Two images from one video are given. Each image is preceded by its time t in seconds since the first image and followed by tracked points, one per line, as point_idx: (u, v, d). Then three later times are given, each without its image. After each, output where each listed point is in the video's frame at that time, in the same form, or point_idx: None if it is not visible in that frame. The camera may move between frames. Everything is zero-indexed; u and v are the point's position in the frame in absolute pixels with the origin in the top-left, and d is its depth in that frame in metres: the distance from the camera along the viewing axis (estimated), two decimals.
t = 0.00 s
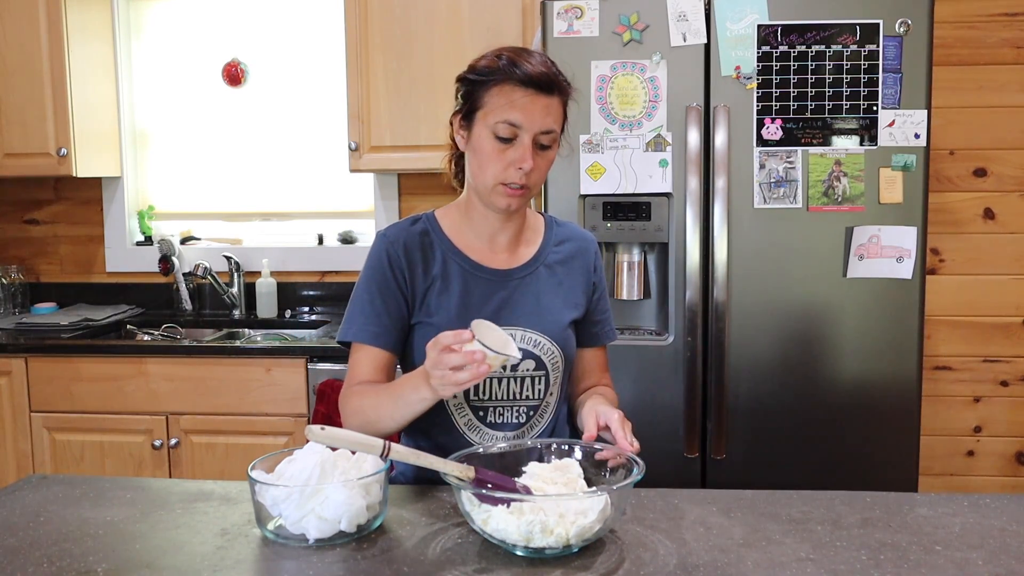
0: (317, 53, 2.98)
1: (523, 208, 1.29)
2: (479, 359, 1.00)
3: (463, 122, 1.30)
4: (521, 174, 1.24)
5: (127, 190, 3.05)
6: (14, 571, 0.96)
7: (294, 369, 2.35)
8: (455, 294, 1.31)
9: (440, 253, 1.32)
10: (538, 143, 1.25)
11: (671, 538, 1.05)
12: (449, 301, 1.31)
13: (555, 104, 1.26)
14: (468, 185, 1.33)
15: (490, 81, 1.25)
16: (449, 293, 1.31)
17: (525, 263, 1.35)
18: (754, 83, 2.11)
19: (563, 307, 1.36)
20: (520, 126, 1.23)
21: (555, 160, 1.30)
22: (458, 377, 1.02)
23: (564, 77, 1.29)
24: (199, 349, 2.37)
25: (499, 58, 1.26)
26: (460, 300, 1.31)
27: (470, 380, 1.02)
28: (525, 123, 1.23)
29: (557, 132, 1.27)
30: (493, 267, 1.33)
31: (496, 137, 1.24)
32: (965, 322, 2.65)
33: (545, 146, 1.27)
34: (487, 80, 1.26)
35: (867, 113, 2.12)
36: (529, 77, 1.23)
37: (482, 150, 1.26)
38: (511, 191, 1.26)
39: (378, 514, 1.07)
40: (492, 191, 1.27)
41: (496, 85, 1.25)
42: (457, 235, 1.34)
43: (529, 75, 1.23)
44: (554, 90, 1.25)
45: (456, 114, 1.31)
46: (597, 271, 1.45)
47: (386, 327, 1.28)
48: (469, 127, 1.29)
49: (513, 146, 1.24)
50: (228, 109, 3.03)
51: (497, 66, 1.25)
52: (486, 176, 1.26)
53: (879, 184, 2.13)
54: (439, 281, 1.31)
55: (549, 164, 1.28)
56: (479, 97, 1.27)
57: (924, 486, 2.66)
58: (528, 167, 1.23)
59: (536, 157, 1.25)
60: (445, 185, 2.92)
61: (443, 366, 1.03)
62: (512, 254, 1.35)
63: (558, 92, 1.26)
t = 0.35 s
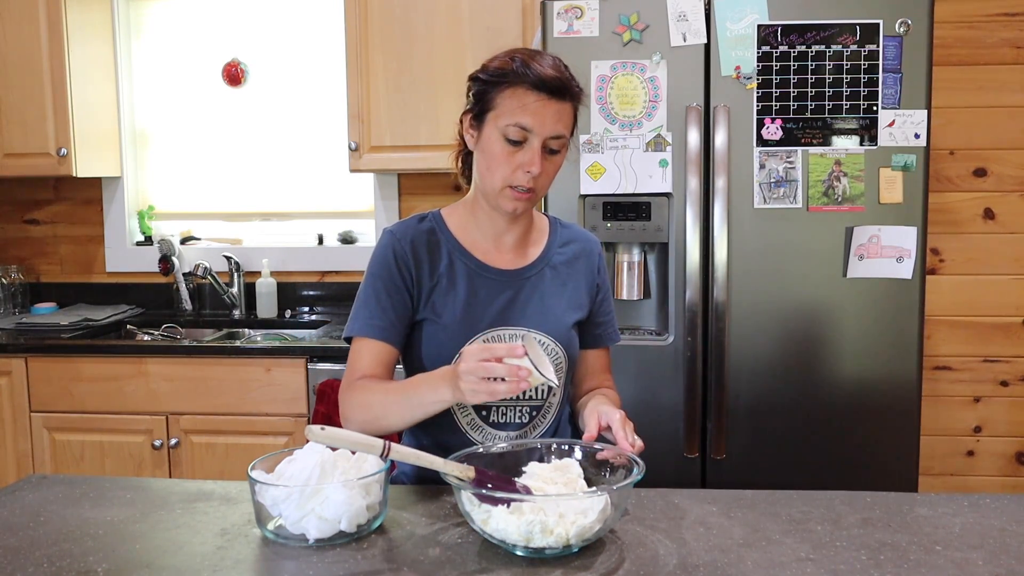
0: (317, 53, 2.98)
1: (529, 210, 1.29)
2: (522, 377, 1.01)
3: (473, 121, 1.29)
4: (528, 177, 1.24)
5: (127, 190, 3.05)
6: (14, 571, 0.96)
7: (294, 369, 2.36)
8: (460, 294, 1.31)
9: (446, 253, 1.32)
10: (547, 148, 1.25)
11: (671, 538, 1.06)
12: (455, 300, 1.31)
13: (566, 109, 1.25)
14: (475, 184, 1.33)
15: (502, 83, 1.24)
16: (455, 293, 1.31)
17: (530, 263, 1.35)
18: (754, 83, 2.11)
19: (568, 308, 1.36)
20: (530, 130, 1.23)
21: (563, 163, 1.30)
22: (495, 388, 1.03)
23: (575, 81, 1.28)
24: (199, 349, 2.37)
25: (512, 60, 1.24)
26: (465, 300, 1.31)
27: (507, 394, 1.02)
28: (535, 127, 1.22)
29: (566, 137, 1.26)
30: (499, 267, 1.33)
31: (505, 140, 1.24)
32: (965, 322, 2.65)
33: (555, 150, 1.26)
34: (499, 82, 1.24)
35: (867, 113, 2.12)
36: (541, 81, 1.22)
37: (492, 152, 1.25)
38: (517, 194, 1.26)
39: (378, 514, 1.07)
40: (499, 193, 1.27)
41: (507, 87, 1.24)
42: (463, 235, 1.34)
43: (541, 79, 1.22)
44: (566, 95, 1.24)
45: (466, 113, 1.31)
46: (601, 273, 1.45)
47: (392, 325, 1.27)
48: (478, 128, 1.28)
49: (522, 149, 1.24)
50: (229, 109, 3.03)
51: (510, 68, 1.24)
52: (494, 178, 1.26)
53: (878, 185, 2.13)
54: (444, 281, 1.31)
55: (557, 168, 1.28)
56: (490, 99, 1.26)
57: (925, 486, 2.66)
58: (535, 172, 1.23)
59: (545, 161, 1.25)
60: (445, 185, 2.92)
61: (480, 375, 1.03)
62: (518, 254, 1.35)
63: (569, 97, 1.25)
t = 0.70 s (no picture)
0: (316, 53, 2.98)
1: (534, 211, 1.30)
2: (513, 385, 1.01)
3: (479, 121, 1.29)
4: (533, 180, 1.24)
5: (127, 190, 3.05)
6: (14, 571, 0.96)
7: (294, 369, 2.36)
8: (464, 294, 1.31)
9: (451, 252, 1.32)
10: (553, 151, 1.25)
11: (671, 538, 1.05)
12: (459, 300, 1.31)
13: (574, 112, 1.24)
14: (481, 184, 1.33)
15: (510, 84, 1.24)
16: (459, 293, 1.31)
17: (535, 263, 1.35)
18: (754, 83, 2.11)
19: (571, 309, 1.36)
20: (537, 132, 1.22)
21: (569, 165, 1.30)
22: (485, 396, 1.03)
23: (583, 84, 1.28)
24: (199, 349, 2.37)
25: (520, 62, 1.24)
26: (469, 300, 1.31)
27: (497, 403, 1.02)
28: (541, 130, 1.22)
29: (573, 140, 1.26)
30: (504, 267, 1.33)
31: (511, 141, 1.24)
32: (965, 322, 2.65)
33: (561, 153, 1.26)
34: (507, 83, 1.24)
35: (867, 113, 2.12)
36: (549, 84, 1.22)
37: (497, 152, 1.25)
38: (522, 196, 1.26)
39: (378, 514, 1.07)
40: (504, 194, 1.27)
41: (514, 88, 1.23)
42: (468, 234, 1.34)
43: (549, 81, 1.21)
44: (574, 98, 1.24)
45: (472, 112, 1.30)
46: (605, 274, 1.44)
47: (396, 324, 1.27)
48: (485, 127, 1.28)
49: (528, 151, 1.24)
50: (229, 109, 3.03)
51: (518, 70, 1.24)
52: (499, 179, 1.26)
53: (879, 184, 2.13)
54: (448, 280, 1.31)
55: (562, 170, 1.28)
56: (497, 100, 1.25)
57: (925, 486, 2.66)
58: (541, 174, 1.23)
59: (551, 164, 1.25)
60: (445, 185, 2.92)
61: (473, 382, 1.03)
62: (522, 255, 1.35)
63: (577, 100, 1.25)
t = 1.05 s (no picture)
0: (316, 53, 2.98)
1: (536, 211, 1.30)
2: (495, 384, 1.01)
3: (482, 121, 1.29)
4: (536, 180, 1.24)
5: (127, 191, 3.05)
6: (14, 571, 0.96)
7: (294, 369, 2.35)
8: (465, 293, 1.31)
9: (452, 251, 1.32)
10: (555, 151, 1.25)
11: (671, 538, 1.05)
12: (460, 299, 1.31)
13: (577, 112, 1.24)
14: (483, 183, 1.33)
15: (512, 84, 1.23)
16: (460, 292, 1.31)
17: (536, 262, 1.35)
18: (754, 83, 2.11)
19: (572, 309, 1.36)
20: (539, 132, 1.22)
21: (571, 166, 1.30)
22: (468, 395, 1.03)
23: (586, 85, 1.28)
24: (199, 349, 2.37)
25: (523, 62, 1.24)
26: (470, 299, 1.31)
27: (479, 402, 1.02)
28: (544, 130, 1.22)
29: (575, 141, 1.26)
30: (505, 267, 1.33)
31: (514, 142, 1.24)
32: (965, 322, 2.65)
33: (563, 154, 1.26)
34: (510, 83, 1.24)
35: (867, 113, 2.12)
36: (553, 84, 1.21)
37: (499, 152, 1.25)
38: (524, 197, 1.27)
39: (378, 514, 1.07)
40: (506, 194, 1.27)
41: (517, 89, 1.23)
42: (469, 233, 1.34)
43: (552, 82, 1.21)
44: (577, 98, 1.24)
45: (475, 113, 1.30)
46: (607, 275, 1.44)
47: (394, 322, 1.28)
48: (487, 127, 1.28)
49: (530, 151, 1.24)
50: (229, 109, 3.03)
51: (521, 70, 1.23)
52: (501, 179, 1.26)
53: (879, 184, 2.13)
54: (449, 279, 1.31)
55: (565, 171, 1.28)
56: (500, 100, 1.25)
57: (925, 487, 2.66)
58: (543, 174, 1.23)
59: (552, 164, 1.25)
60: (445, 185, 2.92)
61: (455, 381, 1.03)
62: (524, 254, 1.35)
63: (580, 100, 1.25)
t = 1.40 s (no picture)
0: (316, 53, 2.98)
1: (531, 212, 1.29)
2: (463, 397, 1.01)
3: (479, 121, 1.29)
4: (530, 179, 1.24)
5: (127, 190, 3.05)
6: (14, 571, 0.96)
7: (294, 369, 2.35)
8: (463, 293, 1.31)
9: (451, 251, 1.32)
10: (551, 151, 1.24)
11: (671, 538, 1.05)
12: (458, 299, 1.31)
13: (573, 112, 1.24)
14: (482, 184, 1.33)
15: (509, 83, 1.24)
16: (457, 291, 1.31)
17: (535, 263, 1.35)
18: (754, 83, 2.11)
19: (572, 309, 1.35)
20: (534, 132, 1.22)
21: (568, 167, 1.29)
22: (436, 405, 1.03)
23: (585, 86, 1.27)
24: (198, 349, 2.37)
25: (521, 62, 1.24)
26: (469, 298, 1.31)
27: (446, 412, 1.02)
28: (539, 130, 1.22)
29: (572, 142, 1.25)
30: (504, 266, 1.33)
31: (509, 141, 1.24)
32: (965, 322, 2.65)
33: (559, 154, 1.26)
34: (506, 82, 1.24)
35: (867, 113, 2.12)
36: (549, 84, 1.22)
37: (495, 152, 1.25)
38: (519, 197, 1.26)
39: (378, 514, 1.07)
40: (501, 194, 1.27)
41: (513, 88, 1.23)
42: (467, 233, 1.34)
43: (547, 82, 1.21)
44: (574, 99, 1.24)
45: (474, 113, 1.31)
46: (608, 275, 1.44)
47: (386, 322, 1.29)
48: (485, 127, 1.28)
49: (525, 151, 1.23)
50: (228, 109, 3.03)
51: (518, 70, 1.24)
52: (496, 179, 1.26)
53: (879, 185, 2.13)
54: (448, 279, 1.32)
55: (561, 172, 1.27)
56: (497, 100, 1.25)
57: (925, 487, 2.66)
58: (537, 174, 1.23)
59: (548, 164, 1.24)
60: (445, 185, 2.92)
61: (424, 391, 1.04)
62: (523, 254, 1.35)
63: (576, 100, 1.24)
